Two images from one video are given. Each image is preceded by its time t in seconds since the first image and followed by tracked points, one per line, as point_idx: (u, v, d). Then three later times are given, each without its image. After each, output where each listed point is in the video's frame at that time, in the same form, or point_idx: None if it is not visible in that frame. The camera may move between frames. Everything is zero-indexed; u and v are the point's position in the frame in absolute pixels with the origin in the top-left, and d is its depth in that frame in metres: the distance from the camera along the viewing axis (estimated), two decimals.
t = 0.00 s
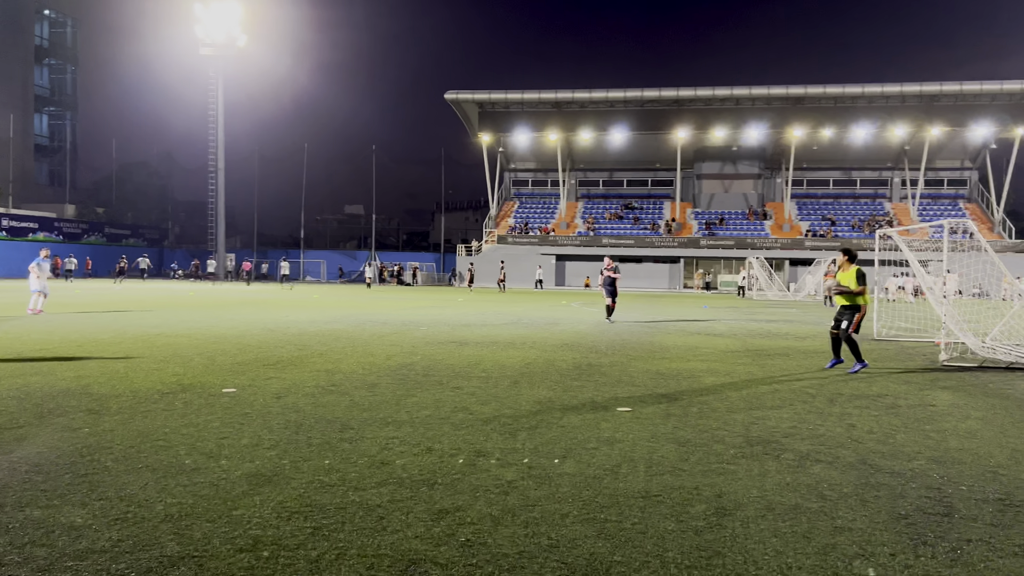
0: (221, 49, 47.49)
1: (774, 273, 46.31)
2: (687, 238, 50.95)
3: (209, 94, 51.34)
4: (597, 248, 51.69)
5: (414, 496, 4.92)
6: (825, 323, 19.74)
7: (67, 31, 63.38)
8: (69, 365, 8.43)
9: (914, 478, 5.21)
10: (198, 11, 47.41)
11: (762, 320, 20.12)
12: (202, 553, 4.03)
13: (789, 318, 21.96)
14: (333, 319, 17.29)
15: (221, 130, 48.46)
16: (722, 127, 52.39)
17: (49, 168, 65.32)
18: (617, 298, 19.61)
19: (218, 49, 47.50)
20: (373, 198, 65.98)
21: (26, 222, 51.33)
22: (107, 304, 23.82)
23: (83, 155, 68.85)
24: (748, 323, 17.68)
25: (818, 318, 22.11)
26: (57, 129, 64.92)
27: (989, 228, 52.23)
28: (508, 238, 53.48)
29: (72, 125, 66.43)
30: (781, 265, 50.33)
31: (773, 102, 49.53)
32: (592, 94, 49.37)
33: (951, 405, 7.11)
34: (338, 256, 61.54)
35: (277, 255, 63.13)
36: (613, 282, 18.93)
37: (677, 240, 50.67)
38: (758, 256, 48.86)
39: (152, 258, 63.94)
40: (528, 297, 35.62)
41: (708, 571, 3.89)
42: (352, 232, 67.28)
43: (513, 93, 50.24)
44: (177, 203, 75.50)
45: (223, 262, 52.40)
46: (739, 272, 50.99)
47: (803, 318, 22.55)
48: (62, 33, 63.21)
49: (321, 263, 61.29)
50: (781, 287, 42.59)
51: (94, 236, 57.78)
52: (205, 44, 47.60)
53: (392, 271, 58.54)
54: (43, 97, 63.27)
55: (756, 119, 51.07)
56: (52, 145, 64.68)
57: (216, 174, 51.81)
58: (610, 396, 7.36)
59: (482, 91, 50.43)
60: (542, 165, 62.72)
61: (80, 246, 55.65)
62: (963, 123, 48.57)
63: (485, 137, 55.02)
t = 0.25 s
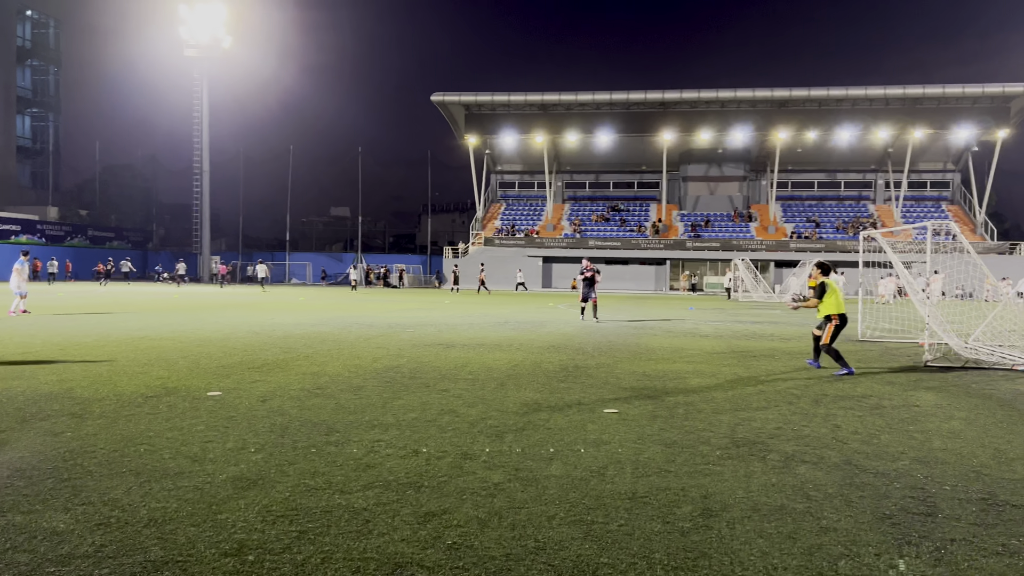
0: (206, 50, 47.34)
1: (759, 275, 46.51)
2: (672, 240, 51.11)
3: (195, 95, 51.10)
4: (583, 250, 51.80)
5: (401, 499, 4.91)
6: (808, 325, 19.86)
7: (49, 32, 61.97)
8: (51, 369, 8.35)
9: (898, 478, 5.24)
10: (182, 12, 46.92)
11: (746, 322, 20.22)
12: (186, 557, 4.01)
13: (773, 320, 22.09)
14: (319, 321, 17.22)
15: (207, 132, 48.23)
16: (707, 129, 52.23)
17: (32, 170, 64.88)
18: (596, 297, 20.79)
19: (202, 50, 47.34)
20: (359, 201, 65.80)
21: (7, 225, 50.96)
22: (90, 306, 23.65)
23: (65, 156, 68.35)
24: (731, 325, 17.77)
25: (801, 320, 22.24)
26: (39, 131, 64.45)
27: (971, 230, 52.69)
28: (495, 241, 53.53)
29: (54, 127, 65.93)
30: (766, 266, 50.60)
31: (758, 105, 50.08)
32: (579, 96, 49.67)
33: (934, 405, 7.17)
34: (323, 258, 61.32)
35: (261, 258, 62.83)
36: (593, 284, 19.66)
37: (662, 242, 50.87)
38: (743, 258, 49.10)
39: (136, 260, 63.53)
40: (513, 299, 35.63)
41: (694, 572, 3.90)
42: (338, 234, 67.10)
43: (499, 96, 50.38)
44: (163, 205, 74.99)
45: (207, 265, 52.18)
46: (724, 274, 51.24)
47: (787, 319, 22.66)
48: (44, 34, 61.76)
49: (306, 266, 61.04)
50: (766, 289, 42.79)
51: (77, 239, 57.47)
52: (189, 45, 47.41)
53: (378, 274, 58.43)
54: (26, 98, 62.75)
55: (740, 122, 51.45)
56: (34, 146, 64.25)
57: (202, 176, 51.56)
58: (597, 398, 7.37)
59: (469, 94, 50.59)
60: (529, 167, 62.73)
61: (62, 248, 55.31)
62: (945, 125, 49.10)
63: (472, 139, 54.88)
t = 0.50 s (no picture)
0: (201, 53, 47.33)
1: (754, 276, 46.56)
2: (667, 241, 51.15)
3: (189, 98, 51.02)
4: (578, 252, 51.83)
5: (397, 502, 4.90)
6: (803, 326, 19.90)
7: (44, 35, 61.41)
8: (45, 373, 8.31)
9: (895, 480, 5.24)
10: (176, 15, 46.83)
11: (741, 323, 20.21)
12: (182, 562, 3.99)
13: (768, 321, 22.10)
14: (315, 324, 17.18)
15: (202, 135, 48.19)
16: (701, 131, 51.93)
17: (26, 174, 64.81)
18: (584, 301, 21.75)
19: (197, 53, 47.34)
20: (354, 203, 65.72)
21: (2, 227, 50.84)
22: (83, 309, 23.55)
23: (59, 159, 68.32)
24: (727, 326, 17.77)
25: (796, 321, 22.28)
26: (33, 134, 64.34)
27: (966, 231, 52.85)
28: (491, 243, 53.48)
29: (48, 130, 65.97)
30: (761, 268, 50.68)
31: (753, 106, 50.33)
32: (574, 99, 50.58)
33: (930, 406, 7.18)
34: (319, 260, 61.22)
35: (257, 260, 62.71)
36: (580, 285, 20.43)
37: (657, 244, 50.91)
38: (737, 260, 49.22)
39: (131, 263, 63.35)
40: (509, 301, 35.64)
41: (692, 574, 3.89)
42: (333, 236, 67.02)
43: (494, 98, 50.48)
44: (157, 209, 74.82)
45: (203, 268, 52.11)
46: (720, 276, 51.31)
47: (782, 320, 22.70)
48: (38, 37, 61.24)
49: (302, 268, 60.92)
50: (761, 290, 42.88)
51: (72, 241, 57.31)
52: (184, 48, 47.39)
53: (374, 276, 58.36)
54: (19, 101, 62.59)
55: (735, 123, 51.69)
56: (28, 149, 64.12)
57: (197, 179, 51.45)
58: (593, 400, 7.35)
59: (463, 96, 50.86)
60: (524, 169, 62.71)
61: (57, 252, 55.20)
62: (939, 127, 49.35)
63: (466, 141, 54.33)
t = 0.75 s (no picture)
0: (204, 57, 47.47)
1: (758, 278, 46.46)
2: (671, 244, 51.11)
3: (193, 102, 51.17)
4: (582, 255, 51.81)
5: (401, 505, 4.90)
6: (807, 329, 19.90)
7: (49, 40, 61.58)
8: (50, 376, 8.33)
9: (900, 483, 5.22)
10: (180, 19, 46.97)
11: (746, 326, 20.16)
12: (187, 566, 3.99)
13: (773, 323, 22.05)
14: (318, 327, 17.19)
15: (206, 139, 48.32)
16: (706, 134, 51.99)
17: (31, 178, 65.24)
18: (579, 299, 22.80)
19: (201, 58, 47.48)
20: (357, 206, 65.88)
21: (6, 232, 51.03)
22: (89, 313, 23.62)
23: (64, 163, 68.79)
24: (732, 329, 17.72)
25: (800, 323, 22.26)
26: (38, 139, 64.59)
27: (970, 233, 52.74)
28: (494, 246, 53.48)
29: (53, 135, 66.48)
30: (765, 270, 50.62)
31: (757, 109, 50.14)
32: (577, 102, 50.28)
33: (935, 409, 7.15)
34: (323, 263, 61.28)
35: (261, 264, 62.80)
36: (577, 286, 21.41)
37: (660, 246, 50.86)
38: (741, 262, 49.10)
39: (135, 267, 63.56)
40: (512, 304, 35.68)
41: None
42: (337, 240, 67.21)
43: (497, 101, 50.50)
44: (162, 213, 75.04)
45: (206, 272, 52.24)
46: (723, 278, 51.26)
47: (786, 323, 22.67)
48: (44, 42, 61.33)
49: (306, 271, 60.98)
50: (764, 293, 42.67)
51: (77, 246, 57.50)
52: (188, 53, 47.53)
53: (377, 279, 58.43)
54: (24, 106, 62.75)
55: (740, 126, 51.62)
56: (33, 154, 64.36)
57: (201, 182, 51.53)
58: (596, 403, 7.34)
59: (466, 99, 50.85)
60: (527, 172, 62.69)
61: (62, 256, 55.42)
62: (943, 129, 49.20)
63: (470, 145, 54.62)
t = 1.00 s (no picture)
0: (213, 60, 47.62)
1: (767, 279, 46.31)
2: (679, 245, 51.03)
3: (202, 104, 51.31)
4: (590, 256, 51.75)
5: (410, 507, 4.90)
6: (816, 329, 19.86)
7: (58, 43, 62.52)
8: (61, 378, 8.37)
9: (910, 484, 5.19)
10: (189, 22, 47.28)
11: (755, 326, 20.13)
12: (196, 567, 4.00)
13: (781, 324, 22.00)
14: (327, 329, 17.23)
15: (214, 141, 48.49)
16: (714, 134, 51.99)
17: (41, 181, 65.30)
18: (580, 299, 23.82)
19: (210, 60, 47.62)
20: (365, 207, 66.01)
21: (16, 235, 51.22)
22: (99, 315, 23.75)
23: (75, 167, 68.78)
24: (741, 329, 17.70)
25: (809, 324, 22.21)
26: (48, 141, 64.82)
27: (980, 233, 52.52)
28: (501, 247, 53.65)
29: (63, 137, 66.07)
30: (773, 271, 50.51)
31: (765, 110, 49.93)
32: (584, 102, 49.72)
33: (945, 410, 7.12)
34: (332, 264, 61.43)
35: (269, 266, 62.95)
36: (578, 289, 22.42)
37: (668, 248, 50.80)
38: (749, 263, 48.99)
39: (144, 269, 63.82)
40: (521, 305, 35.69)
41: None
42: (345, 241, 67.35)
43: (504, 102, 50.54)
44: (170, 215, 75.30)
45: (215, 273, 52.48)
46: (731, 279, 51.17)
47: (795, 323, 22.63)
48: (54, 45, 62.34)
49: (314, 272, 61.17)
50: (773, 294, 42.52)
51: (86, 248, 57.70)
52: (197, 55, 47.60)
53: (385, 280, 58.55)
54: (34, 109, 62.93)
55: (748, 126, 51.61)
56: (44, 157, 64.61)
57: (208, 185, 51.67)
58: (604, 404, 7.33)
59: (473, 100, 50.82)
60: (534, 173, 62.78)
61: (72, 258, 55.69)
62: (953, 128, 48.91)
63: (478, 145, 54.98)
